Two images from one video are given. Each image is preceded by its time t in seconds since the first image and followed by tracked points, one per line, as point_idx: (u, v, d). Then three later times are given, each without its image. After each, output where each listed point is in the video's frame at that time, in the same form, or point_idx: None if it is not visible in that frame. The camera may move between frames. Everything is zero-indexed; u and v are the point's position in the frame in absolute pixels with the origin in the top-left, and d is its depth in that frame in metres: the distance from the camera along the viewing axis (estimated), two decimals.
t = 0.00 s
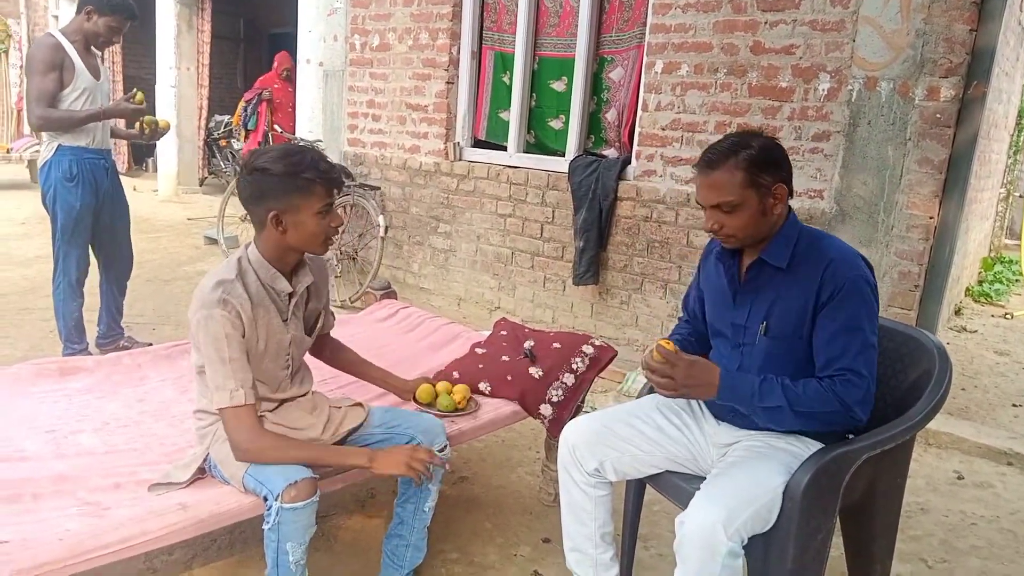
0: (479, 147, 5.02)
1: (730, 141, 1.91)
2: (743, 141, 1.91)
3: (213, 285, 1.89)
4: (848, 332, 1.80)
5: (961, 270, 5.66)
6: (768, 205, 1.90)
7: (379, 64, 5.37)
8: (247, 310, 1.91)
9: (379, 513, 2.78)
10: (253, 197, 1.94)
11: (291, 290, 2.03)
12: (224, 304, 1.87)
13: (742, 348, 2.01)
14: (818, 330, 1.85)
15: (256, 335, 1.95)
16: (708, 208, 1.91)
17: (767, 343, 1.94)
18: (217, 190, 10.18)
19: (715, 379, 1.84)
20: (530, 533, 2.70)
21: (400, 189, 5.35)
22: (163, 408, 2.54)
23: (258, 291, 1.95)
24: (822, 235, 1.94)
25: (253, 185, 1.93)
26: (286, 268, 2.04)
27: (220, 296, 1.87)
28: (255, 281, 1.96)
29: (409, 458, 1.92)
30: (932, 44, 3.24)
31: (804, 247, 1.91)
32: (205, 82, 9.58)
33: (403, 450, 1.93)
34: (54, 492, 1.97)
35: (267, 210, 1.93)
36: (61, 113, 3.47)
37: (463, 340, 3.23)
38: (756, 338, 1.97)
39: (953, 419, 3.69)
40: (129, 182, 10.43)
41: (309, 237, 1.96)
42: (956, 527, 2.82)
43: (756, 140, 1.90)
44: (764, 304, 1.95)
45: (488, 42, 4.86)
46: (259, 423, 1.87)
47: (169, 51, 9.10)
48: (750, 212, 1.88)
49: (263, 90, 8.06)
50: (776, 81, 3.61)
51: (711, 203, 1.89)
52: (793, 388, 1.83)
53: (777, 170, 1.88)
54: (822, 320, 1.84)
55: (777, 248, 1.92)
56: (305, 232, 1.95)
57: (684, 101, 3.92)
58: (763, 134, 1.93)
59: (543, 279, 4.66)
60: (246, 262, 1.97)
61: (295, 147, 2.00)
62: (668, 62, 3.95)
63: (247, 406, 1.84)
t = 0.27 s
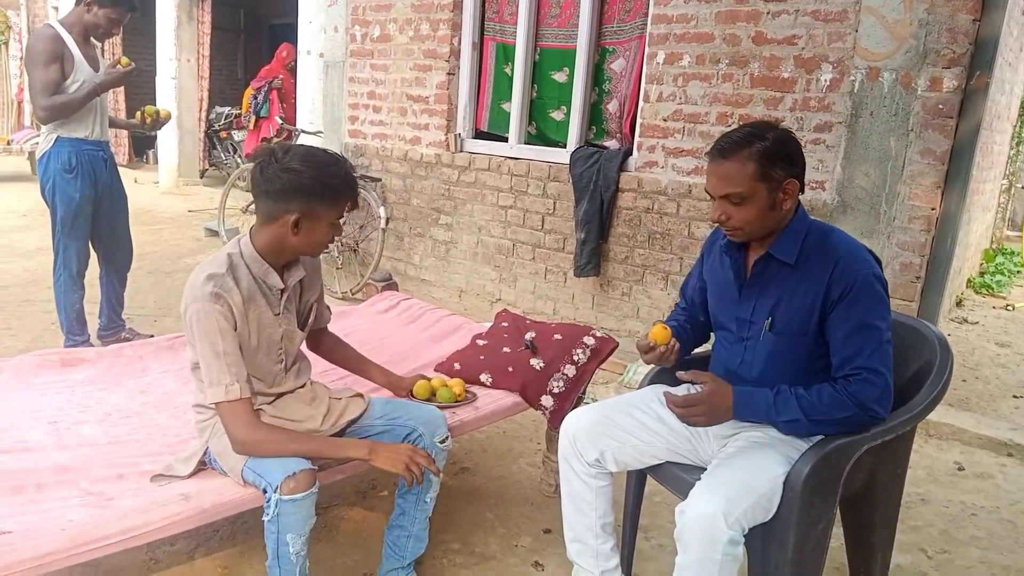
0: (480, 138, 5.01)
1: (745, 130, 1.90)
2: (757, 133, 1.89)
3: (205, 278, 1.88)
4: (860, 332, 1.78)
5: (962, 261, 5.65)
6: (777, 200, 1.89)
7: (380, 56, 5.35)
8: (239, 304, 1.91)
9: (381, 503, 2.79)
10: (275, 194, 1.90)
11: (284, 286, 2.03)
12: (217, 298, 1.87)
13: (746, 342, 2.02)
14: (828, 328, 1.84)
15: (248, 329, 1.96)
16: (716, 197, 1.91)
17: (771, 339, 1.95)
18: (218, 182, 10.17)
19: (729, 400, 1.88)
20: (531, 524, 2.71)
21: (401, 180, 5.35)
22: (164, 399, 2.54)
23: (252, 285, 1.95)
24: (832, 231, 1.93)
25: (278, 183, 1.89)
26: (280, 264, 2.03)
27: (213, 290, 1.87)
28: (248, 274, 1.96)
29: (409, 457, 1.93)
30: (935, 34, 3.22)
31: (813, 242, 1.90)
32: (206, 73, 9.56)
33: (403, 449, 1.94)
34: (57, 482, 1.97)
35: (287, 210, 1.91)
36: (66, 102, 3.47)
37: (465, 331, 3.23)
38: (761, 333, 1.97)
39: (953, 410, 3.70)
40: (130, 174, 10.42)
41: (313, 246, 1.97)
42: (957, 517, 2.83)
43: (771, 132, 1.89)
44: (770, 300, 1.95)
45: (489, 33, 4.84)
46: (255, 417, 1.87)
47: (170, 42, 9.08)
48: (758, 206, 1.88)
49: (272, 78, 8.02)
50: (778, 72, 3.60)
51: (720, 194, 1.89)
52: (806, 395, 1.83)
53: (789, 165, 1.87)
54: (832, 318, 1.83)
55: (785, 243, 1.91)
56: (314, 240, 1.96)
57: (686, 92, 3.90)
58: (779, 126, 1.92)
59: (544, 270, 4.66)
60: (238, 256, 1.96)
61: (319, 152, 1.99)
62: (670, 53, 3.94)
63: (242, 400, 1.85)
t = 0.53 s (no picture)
0: (479, 131, 5.00)
1: (749, 128, 1.88)
2: (761, 131, 1.87)
3: (206, 270, 1.87)
4: (858, 336, 1.77)
5: (962, 254, 5.65)
6: (772, 203, 1.87)
7: (378, 49, 5.33)
8: (240, 297, 1.91)
9: (381, 497, 2.79)
10: (261, 183, 1.91)
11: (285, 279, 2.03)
12: (218, 292, 1.86)
13: (741, 342, 2.01)
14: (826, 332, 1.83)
15: (249, 323, 1.95)
16: (712, 193, 1.90)
17: (766, 341, 1.94)
18: (217, 176, 10.15)
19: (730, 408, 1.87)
20: (531, 517, 2.72)
21: (400, 174, 5.34)
22: (164, 394, 2.54)
23: (253, 278, 1.95)
24: (828, 231, 1.91)
25: (260, 174, 1.91)
26: (280, 258, 2.03)
27: (213, 282, 1.86)
28: (248, 267, 1.95)
29: (408, 455, 1.93)
30: (934, 26, 3.22)
31: (809, 243, 1.89)
32: (203, 67, 9.53)
33: (403, 447, 1.94)
34: (57, 476, 1.98)
35: (273, 201, 1.91)
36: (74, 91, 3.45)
37: (464, 325, 3.23)
38: (756, 335, 1.97)
39: (953, 402, 3.70)
40: (129, 168, 10.40)
41: (309, 232, 1.96)
42: (956, 509, 2.84)
43: (774, 132, 1.87)
44: (765, 302, 1.94)
45: (488, 26, 4.83)
46: (255, 412, 1.88)
47: (167, 35, 9.05)
48: (752, 206, 1.86)
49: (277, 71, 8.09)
50: (778, 64, 3.59)
51: (715, 189, 1.87)
52: (806, 399, 1.82)
53: (790, 168, 1.85)
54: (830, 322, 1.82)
55: (780, 246, 1.90)
56: (306, 227, 1.95)
57: (685, 84, 3.89)
58: (783, 128, 1.89)
59: (544, 264, 4.66)
60: (239, 249, 1.96)
61: (303, 139, 1.99)
62: (669, 45, 3.93)
63: (243, 394, 1.85)
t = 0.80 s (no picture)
0: (481, 131, 5.00)
1: (718, 147, 1.87)
2: (730, 150, 1.86)
3: (202, 273, 1.88)
4: (852, 341, 1.77)
5: (965, 252, 5.63)
6: (741, 223, 1.86)
7: (380, 49, 5.34)
8: (237, 297, 1.91)
9: (384, 497, 2.79)
10: (234, 183, 1.93)
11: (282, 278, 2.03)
12: (214, 293, 1.87)
13: (733, 356, 2.01)
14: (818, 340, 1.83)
15: (247, 324, 1.96)
16: (682, 213, 1.89)
17: (759, 354, 1.94)
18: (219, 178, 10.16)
19: (731, 410, 1.88)
20: (534, 517, 2.71)
21: (402, 174, 5.34)
22: (166, 395, 2.54)
23: (249, 279, 1.95)
24: (809, 237, 1.91)
25: (231, 173, 1.92)
26: (275, 257, 2.03)
27: (209, 284, 1.87)
28: (244, 267, 1.96)
29: (410, 457, 1.93)
30: (937, 24, 3.21)
31: (791, 252, 1.88)
32: (205, 69, 9.54)
33: (405, 448, 1.94)
34: (60, 478, 1.98)
35: (247, 199, 1.92)
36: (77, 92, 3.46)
37: (467, 325, 3.23)
38: (748, 348, 1.96)
39: (956, 401, 3.69)
40: (131, 170, 10.41)
41: (291, 224, 1.95)
42: (959, 509, 2.83)
43: (744, 152, 1.86)
44: (753, 315, 1.93)
45: (490, 27, 4.82)
46: (256, 412, 1.88)
47: (170, 37, 9.06)
48: (722, 226, 1.84)
49: (285, 75, 8.32)
50: (780, 63, 3.58)
51: (685, 209, 1.86)
52: (808, 399, 1.81)
53: (758, 189, 1.84)
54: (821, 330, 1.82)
55: (758, 260, 1.89)
56: (286, 220, 1.94)
57: (687, 84, 3.89)
58: (753, 147, 1.88)
59: (546, 264, 4.65)
60: (234, 249, 1.97)
61: (272, 132, 1.98)
62: (670, 44, 3.92)
63: (243, 394, 1.85)
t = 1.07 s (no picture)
0: (479, 129, 4.99)
1: (698, 160, 1.85)
2: (709, 164, 1.84)
3: (191, 274, 1.88)
4: (841, 344, 1.76)
5: (963, 249, 5.63)
6: (719, 239, 1.85)
7: (378, 46, 5.33)
8: (225, 297, 1.91)
9: (383, 495, 2.79)
10: (219, 182, 1.92)
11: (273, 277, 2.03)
12: (203, 293, 1.87)
13: (725, 361, 2.01)
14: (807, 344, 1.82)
15: (237, 324, 1.96)
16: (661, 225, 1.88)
17: (748, 359, 1.94)
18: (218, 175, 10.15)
19: (727, 406, 1.86)
20: (532, 514, 2.71)
21: (400, 171, 5.33)
22: (164, 393, 2.54)
23: (239, 278, 1.95)
24: (793, 241, 1.90)
25: (216, 172, 1.92)
26: (264, 257, 2.03)
27: (198, 285, 1.87)
28: (233, 268, 1.96)
29: (404, 451, 1.92)
30: (935, 20, 3.21)
31: (774, 259, 1.88)
32: (203, 66, 9.52)
33: (400, 442, 1.93)
34: (58, 476, 1.98)
35: (232, 198, 1.91)
36: (75, 88, 3.45)
37: (465, 322, 3.23)
38: (738, 354, 1.96)
39: (954, 397, 3.69)
40: (129, 168, 10.40)
41: (276, 224, 1.94)
42: (958, 504, 2.83)
43: (725, 166, 1.84)
44: (741, 321, 1.93)
45: (488, 23, 4.82)
46: (248, 411, 1.88)
47: (167, 35, 9.04)
48: (698, 242, 1.84)
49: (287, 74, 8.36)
50: (778, 59, 3.58)
51: (663, 223, 1.86)
52: (804, 398, 1.81)
53: (736, 206, 1.82)
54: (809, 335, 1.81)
55: (740, 270, 1.88)
56: (271, 219, 1.93)
57: (686, 80, 3.89)
58: (734, 161, 1.86)
59: (545, 261, 4.65)
60: (222, 249, 1.97)
61: (258, 130, 1.97)
62: (669, 41, 3.92)
63: (235, 394, 1.85)
